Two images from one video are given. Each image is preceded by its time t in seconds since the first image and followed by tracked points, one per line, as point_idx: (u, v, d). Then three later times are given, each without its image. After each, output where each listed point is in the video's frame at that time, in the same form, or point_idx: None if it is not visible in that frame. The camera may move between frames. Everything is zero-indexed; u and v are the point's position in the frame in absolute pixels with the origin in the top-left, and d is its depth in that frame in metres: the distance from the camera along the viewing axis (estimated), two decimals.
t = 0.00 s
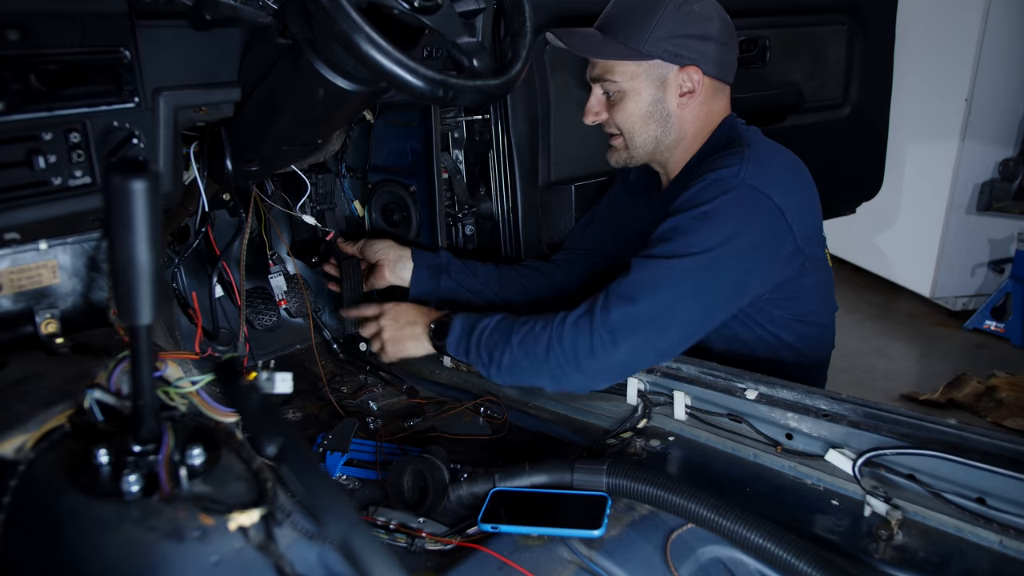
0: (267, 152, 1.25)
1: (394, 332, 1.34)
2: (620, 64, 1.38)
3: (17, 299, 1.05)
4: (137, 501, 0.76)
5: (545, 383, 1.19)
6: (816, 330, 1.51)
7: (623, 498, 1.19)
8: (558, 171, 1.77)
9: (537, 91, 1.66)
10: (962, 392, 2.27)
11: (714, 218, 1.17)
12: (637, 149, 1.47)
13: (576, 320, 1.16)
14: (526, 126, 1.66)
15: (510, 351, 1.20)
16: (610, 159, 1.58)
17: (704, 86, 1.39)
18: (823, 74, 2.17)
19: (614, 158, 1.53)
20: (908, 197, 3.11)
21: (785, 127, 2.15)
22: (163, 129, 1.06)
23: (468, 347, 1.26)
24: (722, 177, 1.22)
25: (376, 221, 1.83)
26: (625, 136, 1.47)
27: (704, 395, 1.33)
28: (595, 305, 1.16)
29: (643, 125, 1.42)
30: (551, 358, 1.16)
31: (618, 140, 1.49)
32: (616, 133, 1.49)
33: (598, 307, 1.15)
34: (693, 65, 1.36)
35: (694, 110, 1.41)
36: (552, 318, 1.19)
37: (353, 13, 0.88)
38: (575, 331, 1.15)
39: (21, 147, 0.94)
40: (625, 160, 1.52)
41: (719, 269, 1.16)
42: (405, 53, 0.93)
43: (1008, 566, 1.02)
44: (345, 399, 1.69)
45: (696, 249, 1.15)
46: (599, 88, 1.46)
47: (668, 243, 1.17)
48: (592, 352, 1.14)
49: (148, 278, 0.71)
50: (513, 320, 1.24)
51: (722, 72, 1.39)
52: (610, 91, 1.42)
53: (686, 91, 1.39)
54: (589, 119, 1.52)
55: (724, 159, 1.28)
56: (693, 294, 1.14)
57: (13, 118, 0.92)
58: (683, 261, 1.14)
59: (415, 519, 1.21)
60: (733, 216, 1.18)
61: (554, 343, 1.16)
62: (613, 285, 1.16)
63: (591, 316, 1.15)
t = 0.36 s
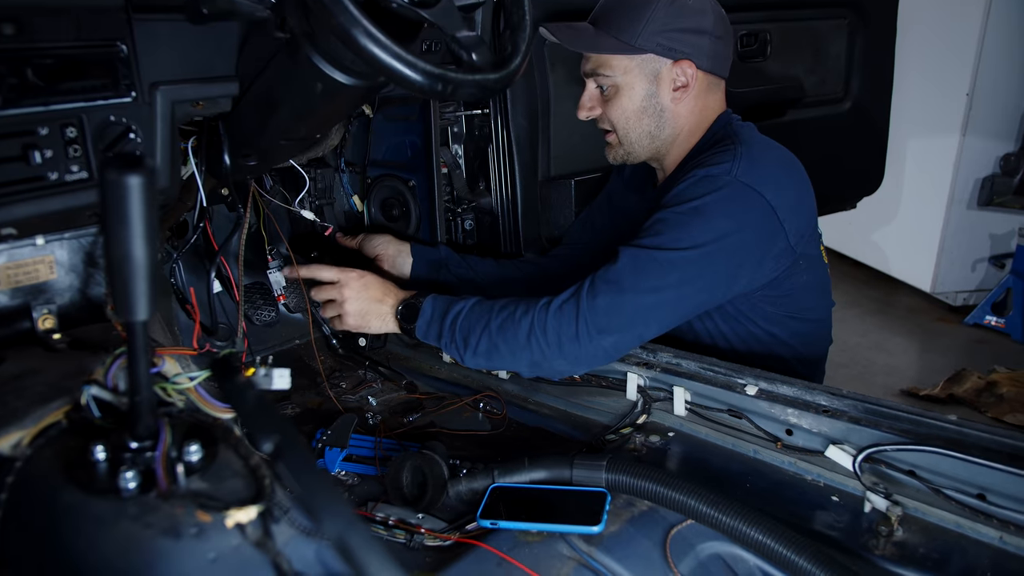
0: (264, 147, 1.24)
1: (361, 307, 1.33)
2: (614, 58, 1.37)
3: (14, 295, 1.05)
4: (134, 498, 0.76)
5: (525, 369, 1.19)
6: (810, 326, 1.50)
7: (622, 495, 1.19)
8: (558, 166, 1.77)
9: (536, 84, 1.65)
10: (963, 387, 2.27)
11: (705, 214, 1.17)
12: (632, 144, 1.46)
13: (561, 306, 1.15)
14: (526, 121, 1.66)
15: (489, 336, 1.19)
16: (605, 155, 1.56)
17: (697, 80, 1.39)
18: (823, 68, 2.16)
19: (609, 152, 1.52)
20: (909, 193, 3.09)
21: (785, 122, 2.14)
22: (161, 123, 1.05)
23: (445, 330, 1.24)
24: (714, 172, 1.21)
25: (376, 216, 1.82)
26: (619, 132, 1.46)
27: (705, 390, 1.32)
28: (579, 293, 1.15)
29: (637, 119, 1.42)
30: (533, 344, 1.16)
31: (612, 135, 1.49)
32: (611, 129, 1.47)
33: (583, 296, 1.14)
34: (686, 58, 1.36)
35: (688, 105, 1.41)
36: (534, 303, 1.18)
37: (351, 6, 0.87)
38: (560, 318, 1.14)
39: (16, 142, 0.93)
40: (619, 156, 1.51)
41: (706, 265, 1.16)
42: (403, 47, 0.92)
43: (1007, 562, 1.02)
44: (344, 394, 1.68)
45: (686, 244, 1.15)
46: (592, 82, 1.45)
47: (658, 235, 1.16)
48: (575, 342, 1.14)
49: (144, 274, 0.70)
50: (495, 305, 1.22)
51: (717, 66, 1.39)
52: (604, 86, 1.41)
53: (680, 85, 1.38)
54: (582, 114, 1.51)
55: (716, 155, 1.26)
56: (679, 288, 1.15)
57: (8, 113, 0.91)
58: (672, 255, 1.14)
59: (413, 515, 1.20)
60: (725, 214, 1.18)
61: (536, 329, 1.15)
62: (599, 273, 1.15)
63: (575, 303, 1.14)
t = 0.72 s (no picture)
0: (259, 142, 1.23)
1: (448, 269, 1.28)
2: (608, 48, 1.38)
3: (9, 290, 1.04)
4: (127, 494, 0.76)
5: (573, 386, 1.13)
6: (809, 321, 1.50)
7: (619, 490, 1.19)
8: (557, 160, 1.75)
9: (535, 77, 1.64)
10: (962, 383, 2.27)
11: (716, 205, 1.14)
12: (629, 136, 1.47)
13: (598, 317, 1.10)
14: (524, 116, 1.64)
15: (526, 341, 1.15)
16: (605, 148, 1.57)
17: (693, 71, 1.37)
18: (823, 62, 2.15)
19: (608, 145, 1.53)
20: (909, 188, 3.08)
21: (785, 116, 2.13)
22: (155, 117, 1.05)
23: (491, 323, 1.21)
24: (716, 165, 1.20)
25: (373, 212, 1.80)
26: (615, 124, 1.46)
27: (701, 386, 1.32)
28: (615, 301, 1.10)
29: (632, 110, 1.42)
30: (577, 358, 1.10)
31: (608, 128, 1.49)
32: (608, 121, 1.48)
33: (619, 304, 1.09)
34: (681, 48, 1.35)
35: (684, 95, 1.39)
36: (565, 316, 1.13)
37: None
38: (601, 330, 1.09)
39: (9, 136, 0.92)
40: (617, 148, 1.51)
41: (729, 255, 1.12)
42: (398, 40, 0.91)
43: (1004, 558, 1.02)
44: (342, 390, 1.68)
45: (701, 236, 1.11)
46: (589, 74, 1.45)
47: (673, 234, 1.13)
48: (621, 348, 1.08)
49: (136, 269, 0.69)
50: (523, 319, 1.16)
51: (713, 57, 1.38)
52: (600, 78, 1.42)
53: (676, 75, 1.37)
54: (579, 107, 1.51)
55: (715, 146, 1.26)
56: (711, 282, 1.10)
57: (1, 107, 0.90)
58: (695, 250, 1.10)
59: (410, 510, 1.20)
60: (736, 204, 1.15)
61: (576, 342, 1.10)
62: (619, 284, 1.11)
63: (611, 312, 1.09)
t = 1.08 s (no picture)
0: (256, 138, 1.23)
1: (657, 322, 1.26)
2: (594, 54, 1.42)
3: (4, 286, 1.04)
4: (122, 492, 0.75)
5: (912, 364, 1.16)
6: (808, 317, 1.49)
7: (616, 486, 1.19)
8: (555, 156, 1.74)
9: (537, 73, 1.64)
10: (962, 379, 2.27)
11: (822, 185, 1.24)
12: (617, 139, 1.51)
13: (841, 306, 1.14)
14: (522, 112, 1.63)
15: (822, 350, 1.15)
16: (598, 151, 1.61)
17: (678, 72, 1.42)
18: (823, 57, 2.14)
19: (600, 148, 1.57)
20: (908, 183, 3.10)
21: (784, 112, 2.13)
22: (151, 113, 1.04)
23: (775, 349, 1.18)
24: (789, 146, 1.31)
25: (371, 206, 1.80)
26: (605, 125, 1.50)
27: (700, 382, 1.30)
28: (840, 296, 1.16)
29: (619, 113, 1.47)
30: (892, 336, 1.13)
31: (600, 130, 1.53)
32: (599, 123, 1.52)
33: (856, 294, 1.15)
34: (665, 51, 1.39)
35: (673, 98, 1.44)
36: (800, 323, 1.16)
37: None
38: (844, 317, 1.14)
39: (4, 131, 0.92)
40: (608, 150, 1.56)
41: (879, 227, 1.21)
42: (394, 36, 0.91)
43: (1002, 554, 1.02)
44: (340, 385, 1.68)
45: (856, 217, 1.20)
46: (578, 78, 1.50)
47: (845, 233, 1.19)
48: (930, 313, 1.15)
49: (129, 266, 0.69)
50: (753, 338, 1.19)
51: (698, 56, 1.42)
52: (585, 80, 1.46)
53: (665, 78, 1.42)
54: (572, 110, 1.56)
55: (755, 133, 1.35)
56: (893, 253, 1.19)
57: None
58: (843, 229, 1.19)
59: (407, 506, 1.20)
60: (832, 185, 1.24)
61: (858, 327, 1.13)
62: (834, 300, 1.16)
63: (853, 298, 1.15)
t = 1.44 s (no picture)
0: (254, 134, 1.23)
1: (666, 344, 1.24)
2: (596, 97, 1.35)
3: (2, 283, 1.04)
4: (120, 487, 0.76)
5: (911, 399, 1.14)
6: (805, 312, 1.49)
7: (613, 483, 1.19)
8: (553, 153, 1.75)
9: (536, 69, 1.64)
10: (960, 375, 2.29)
11: (837, 218, 1.19)
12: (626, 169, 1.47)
13: (854, 338, 1.13)
14: (520, 109, 1.63)
15: (820, 373, 1.16)
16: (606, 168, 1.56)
17: (688, 114, 1.37)
18: (822, 54, 2.14)
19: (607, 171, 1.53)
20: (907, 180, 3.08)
21: (782, 108, 2.13)
22: (148, 110, 1.04)
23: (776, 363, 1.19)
24: (804, 172, 1.27)
25: (370, 203, 1.82)
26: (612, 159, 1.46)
27: (698, 379, 1.31)
28: (853, 329, 1.15)
29: (627, 151, 1.42)
30: (894, 380, 1.12)
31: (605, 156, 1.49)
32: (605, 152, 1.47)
33: (867, 331, 1.13)
34: (674, 96, 1.33)
35: (683, 134, 1.40)
36: (807, 346, 1.16)
37: None
38: (848, 351, 1.14)
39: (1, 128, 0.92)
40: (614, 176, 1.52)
41: (903, 264, 1.15)
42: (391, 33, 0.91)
43: (997, 550, 1.03)
44: (338, 381, 1.68)
45: (869, 256, 1.15)
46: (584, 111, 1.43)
47: (856, 272, 1.15)
48: (941, 354, 1.12)
49: (126, 262, 0.69)
50: (760, 354, 1.20)
51: (709, 98, 1.35)
52: (593, 118, 1.40)
53: (674, 119, 1.37)
54: (579, 134, 1.49)
55: (775, 157, 1.32)
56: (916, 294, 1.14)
57: None
58: (861, 267, 1.15)
59: (405, 502, 1.21)
60: (851, 221, 1.19)
61: (859, 361, 1.13)
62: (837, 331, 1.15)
63: (871, 335, 1.12)
